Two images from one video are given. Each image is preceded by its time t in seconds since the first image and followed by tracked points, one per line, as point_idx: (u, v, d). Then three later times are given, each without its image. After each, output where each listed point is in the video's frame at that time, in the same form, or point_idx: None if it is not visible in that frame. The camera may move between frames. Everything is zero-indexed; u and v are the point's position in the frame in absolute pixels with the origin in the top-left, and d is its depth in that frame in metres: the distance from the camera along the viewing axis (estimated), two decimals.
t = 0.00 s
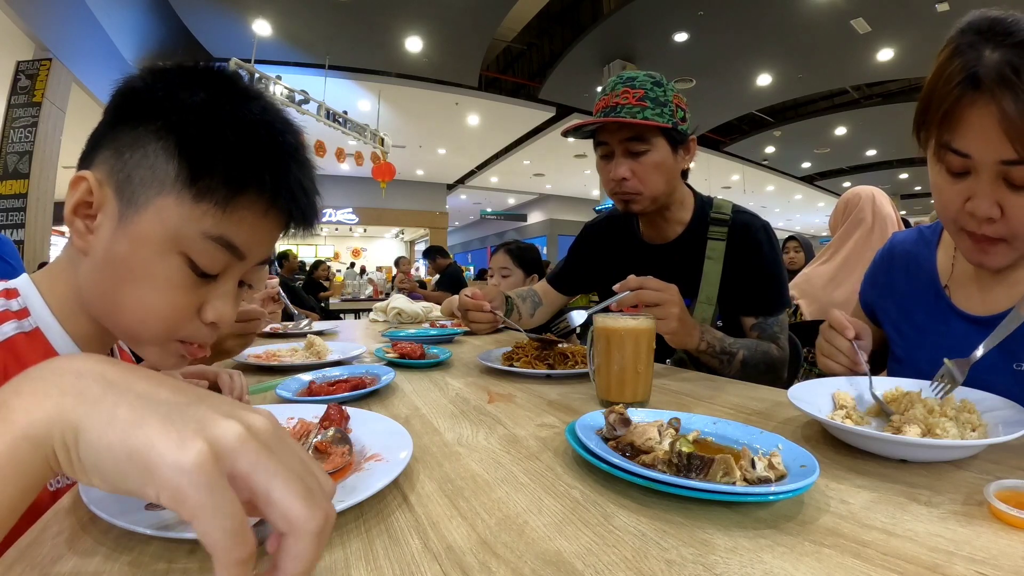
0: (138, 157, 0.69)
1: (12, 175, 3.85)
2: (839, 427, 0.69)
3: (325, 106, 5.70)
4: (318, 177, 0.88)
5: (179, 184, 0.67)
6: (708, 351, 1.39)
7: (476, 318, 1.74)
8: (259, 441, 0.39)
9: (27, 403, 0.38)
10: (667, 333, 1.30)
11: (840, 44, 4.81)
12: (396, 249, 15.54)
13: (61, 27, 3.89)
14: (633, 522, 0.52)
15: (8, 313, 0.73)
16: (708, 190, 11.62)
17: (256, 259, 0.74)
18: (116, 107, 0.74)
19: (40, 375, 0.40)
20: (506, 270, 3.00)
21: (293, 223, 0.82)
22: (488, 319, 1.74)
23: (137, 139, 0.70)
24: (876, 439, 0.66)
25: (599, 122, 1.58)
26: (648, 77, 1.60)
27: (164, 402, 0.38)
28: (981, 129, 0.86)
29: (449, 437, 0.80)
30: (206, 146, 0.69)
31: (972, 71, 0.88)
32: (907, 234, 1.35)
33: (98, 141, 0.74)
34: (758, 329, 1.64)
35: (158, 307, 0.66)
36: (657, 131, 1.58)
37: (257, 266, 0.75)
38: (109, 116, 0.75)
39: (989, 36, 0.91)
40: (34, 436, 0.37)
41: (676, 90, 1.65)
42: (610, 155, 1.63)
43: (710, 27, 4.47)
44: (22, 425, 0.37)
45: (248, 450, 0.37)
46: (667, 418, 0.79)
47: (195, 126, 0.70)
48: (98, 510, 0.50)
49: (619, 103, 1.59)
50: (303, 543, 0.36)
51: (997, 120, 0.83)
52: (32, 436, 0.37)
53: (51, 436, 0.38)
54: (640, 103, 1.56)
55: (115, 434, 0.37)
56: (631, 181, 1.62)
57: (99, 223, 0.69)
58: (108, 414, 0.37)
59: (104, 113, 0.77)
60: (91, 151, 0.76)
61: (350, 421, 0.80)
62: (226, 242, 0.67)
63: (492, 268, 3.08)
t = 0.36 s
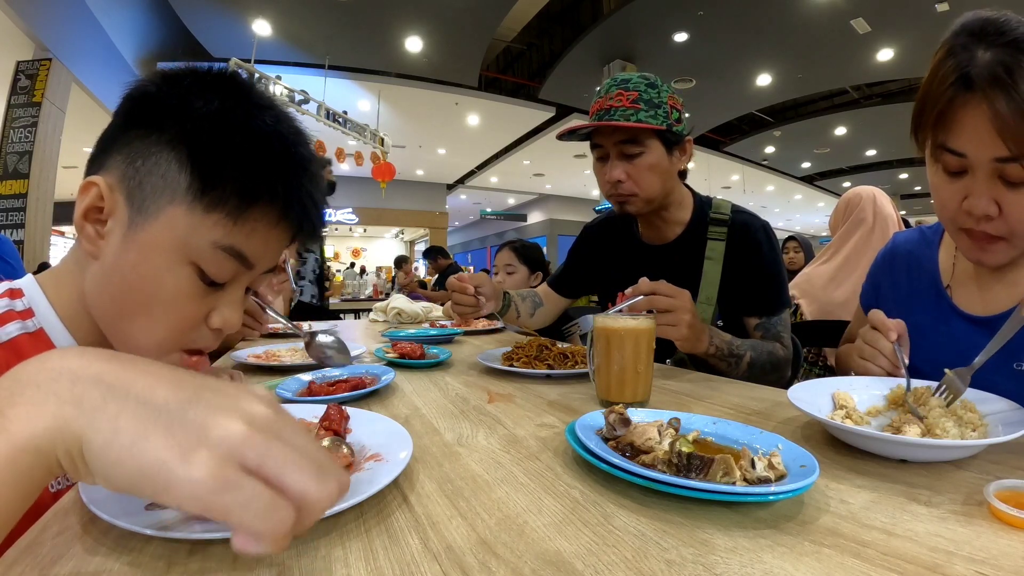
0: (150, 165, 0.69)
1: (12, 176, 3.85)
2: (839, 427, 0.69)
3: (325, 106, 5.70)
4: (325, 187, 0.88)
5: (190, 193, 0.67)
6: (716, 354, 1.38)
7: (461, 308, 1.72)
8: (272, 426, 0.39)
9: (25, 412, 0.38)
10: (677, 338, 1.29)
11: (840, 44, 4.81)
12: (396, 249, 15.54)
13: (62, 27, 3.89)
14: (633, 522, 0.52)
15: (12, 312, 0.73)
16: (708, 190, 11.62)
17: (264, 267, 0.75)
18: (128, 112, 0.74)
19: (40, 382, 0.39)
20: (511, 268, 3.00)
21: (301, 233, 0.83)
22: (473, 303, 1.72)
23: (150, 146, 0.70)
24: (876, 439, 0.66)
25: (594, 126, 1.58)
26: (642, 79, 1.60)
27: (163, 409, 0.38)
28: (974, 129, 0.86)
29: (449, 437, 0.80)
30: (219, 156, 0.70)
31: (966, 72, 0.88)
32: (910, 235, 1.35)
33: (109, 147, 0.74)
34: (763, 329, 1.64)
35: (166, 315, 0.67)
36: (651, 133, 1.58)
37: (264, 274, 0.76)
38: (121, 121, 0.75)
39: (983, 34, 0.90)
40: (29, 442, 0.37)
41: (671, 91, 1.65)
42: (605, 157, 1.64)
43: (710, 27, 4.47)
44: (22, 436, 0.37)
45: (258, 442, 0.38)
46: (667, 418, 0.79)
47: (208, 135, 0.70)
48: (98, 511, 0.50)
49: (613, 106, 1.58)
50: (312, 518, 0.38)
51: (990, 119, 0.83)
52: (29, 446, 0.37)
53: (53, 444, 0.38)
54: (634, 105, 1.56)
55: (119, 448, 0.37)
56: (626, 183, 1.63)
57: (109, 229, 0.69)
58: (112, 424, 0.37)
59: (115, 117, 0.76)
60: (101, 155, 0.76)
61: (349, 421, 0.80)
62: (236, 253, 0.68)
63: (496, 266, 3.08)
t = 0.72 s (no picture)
0: (156, 174, 0.70)
1: (12, 176, 3.85)
2: (839, 427, 0.69)
3: (325, 106, 5.70)
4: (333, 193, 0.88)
5: (197, 203, 0.68)
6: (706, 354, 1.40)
7: (483, 318, 1.75)
8: (290, 366, 0.44)
9: (52, 439, 0.37)
10: (663, 337, 1.31)
11: (840, 44, 4.82)
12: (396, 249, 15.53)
13: (62, 27, 3.89)
14: (633, 522, 0.52)
15: (16, 314, 0.74)
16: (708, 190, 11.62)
17: (271, 278, 0.75)
18: (135, 120, 0.75)
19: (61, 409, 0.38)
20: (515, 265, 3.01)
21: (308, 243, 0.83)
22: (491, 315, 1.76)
23: (157, 154, 0.72)
24: (877, 439, 0.65)
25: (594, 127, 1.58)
26: (643, 80, 1.60)
27: (181, 391, 0.40)
28: (957, 121, 0.89)
29: (449, 437, 0.80)
30: (226, 166, 0.70)
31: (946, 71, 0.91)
32: (912, 233, 1.35)
33: (115, 154, 0.75)
34: (757, 330, 1.65)
35: (172, 323, 0.67)
36: (651, 134, 1.58)
37: (271, 283, 0.77)
38: (128, 128, 0.75)
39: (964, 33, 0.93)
40: (72, 468, 0.37)
41: (672, 93, 1.65)
42: (606, 159, 1.65)
43: (710, 27, 4.47)
44: (52, 463, 0.37)
45: (281, 388, 0.42)
46: (667, 419, 0.79)
47: (215, 144, 0.71)
48: (100, 511, 0.50)
49: (614, 107, 1.59)
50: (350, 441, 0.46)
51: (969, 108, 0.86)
52: (70, 469, 0.37)
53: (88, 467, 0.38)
54: (635, 106, 1.56)
55: (154, 440, 0.38)
56: (626, 184, 1.63)
57: (115, 236, 0.69)
58: (139, 425, 0.38)
59: (123, 124, 0.77)
60: (107, 162, 0.76)
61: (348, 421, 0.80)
62: (242, 263, 0.68)
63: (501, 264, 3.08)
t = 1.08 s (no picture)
0: (163, 175, 0.70)
1: (12, 176, 3.85)
2: (840, 426, 0.69)
3: (325, 106, 5.70)
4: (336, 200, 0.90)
5: (205, 205, 0.69)
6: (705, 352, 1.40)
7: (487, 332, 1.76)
8: (266, 311, 0.43)
9: (36, 433, 0.38)
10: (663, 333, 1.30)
11: (840, 44, 4.82)
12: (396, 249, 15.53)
13: (62, 28, 3.89)
14: (632, 522, 0.52)
15: (19, 314, 0.74)
16: (708, 190, 11.62)
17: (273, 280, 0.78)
18: (143, 121, 0.75)
19: (49, 399, 0.39)
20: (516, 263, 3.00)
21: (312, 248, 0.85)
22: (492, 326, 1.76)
23: (165, 156, 0.72)
24: (877, 438, 0.65)
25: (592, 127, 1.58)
26: (640, 80, 1.60)
27: (162, 358, 0.40)
28: (930, 106, 0.95)
29: (449, 437, 0.80)
30: (235, 169, 0.71)
31: (918, 67, 1.00)
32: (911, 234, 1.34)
33: (122, 154, 0.75)
34: (756, 329, 1.64)
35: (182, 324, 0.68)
36: (649, 134, 1.58)
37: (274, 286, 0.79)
38: (135, 129, 0.75)
39: (935, 35, 1.02)
40: (67, 451, 0.39)
41: (669, 92, 1.64)
42: (603, 158, 1.64)
43: (710, 27, 4.47)
44: (34, 450, 0.38)
45: (263, 334, 0.41)
46: (667, 418, 0.79)
47: (224, 148, 0.72)
48: (100, 511, 0.50)
49: (611, 108, 1.58)
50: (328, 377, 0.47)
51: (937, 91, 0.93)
52: (59, 452, 0.39)
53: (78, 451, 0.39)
54: (631, 106, 1.56)
55: (141, 413, 0.39)
56: (624, 184, 1.63)
57: (120, 236, 0.69)
58: (124, 400, 0.39)
59: (129, 125, 0.77)
60: (112, 162, 0.76)
61: (348, 421, 0.79)
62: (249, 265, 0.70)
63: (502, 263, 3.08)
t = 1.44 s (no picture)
0: (162, 172, 0.70)
1: (13, 176, 3.86)
2: (840, 426, 0.69)
3: (325, 106, 5.70)
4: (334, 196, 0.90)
5: (203, 203, 0.69)
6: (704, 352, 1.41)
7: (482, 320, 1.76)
8: (255, 318, 0.46)
9: (50, 421, 0.40)
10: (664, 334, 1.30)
11: (841, 44, 4.81)
12: (396, 249, 15.52)
13: (62, 28, 3.90)
14: (633, 522, 0.52)
15: (15, 314, 0.73)
16: (709, 190, 11.61)
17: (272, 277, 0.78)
18: (142, 118, 0.76)
19: (56, 393, 0.41)
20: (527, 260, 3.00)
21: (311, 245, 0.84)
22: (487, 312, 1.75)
23: (163, 153, 0.72)
24: (878, 439, 0.65)
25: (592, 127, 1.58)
26: (639, 80, 1.60)
27: (163, 357, 0.42)
28: (914, 95, 0.97)
29: (450, 437, 0.80)
30: (233, 166, 0.71)
31: (904, 60, 1.03)
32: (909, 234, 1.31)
33: (121, 151, 0.75)
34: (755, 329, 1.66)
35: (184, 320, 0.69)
36: (648, 134, 1.58)
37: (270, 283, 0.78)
38: (134, 127, 0.75)
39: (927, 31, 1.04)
40: (66, 434, 0.41)
41: (668, 91, 1.64)
42: (603, 158, 1.65)
43: (711, 27, 4.47)
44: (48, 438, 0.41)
45: (254, 340, 0.44)
46: (667, 418, 0.79)
47: (223, 146, 0.72)
48: (104, 512, 0.50)
49: (609, 108, 1.59)
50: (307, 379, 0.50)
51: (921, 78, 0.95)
52: (70, 441, 0.42)
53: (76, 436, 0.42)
54: (631, 106, 1.56)
55: (150, 404, 0.42)
56: (623, 184, 1.63)
57: (120, 234, 0.70)
58: (133, 393, 0.42)
59: (128, 122, 0.77)
60: (111, 159, 0.76)
61: (349, 420, 0.79)
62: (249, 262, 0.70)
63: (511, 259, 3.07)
